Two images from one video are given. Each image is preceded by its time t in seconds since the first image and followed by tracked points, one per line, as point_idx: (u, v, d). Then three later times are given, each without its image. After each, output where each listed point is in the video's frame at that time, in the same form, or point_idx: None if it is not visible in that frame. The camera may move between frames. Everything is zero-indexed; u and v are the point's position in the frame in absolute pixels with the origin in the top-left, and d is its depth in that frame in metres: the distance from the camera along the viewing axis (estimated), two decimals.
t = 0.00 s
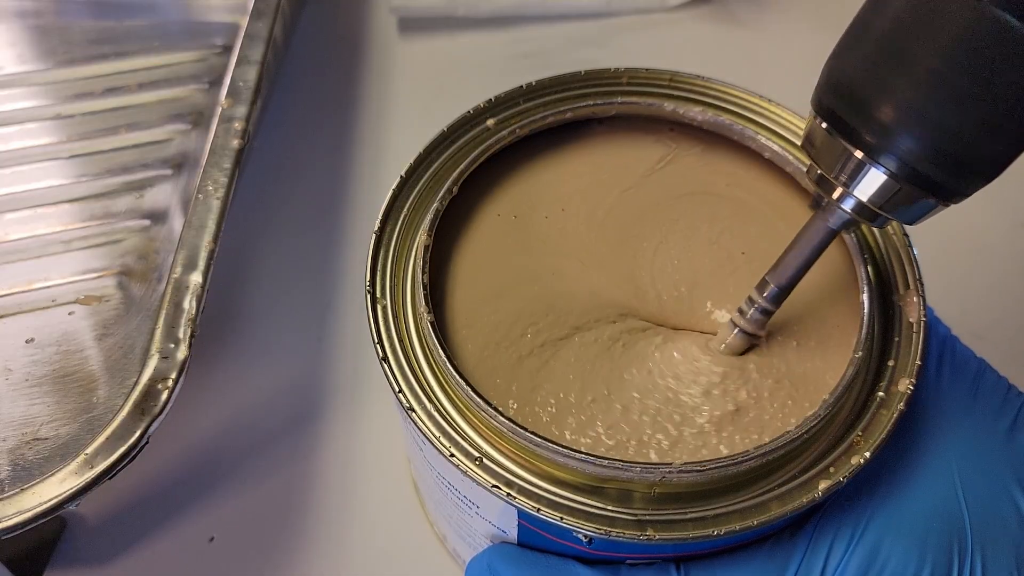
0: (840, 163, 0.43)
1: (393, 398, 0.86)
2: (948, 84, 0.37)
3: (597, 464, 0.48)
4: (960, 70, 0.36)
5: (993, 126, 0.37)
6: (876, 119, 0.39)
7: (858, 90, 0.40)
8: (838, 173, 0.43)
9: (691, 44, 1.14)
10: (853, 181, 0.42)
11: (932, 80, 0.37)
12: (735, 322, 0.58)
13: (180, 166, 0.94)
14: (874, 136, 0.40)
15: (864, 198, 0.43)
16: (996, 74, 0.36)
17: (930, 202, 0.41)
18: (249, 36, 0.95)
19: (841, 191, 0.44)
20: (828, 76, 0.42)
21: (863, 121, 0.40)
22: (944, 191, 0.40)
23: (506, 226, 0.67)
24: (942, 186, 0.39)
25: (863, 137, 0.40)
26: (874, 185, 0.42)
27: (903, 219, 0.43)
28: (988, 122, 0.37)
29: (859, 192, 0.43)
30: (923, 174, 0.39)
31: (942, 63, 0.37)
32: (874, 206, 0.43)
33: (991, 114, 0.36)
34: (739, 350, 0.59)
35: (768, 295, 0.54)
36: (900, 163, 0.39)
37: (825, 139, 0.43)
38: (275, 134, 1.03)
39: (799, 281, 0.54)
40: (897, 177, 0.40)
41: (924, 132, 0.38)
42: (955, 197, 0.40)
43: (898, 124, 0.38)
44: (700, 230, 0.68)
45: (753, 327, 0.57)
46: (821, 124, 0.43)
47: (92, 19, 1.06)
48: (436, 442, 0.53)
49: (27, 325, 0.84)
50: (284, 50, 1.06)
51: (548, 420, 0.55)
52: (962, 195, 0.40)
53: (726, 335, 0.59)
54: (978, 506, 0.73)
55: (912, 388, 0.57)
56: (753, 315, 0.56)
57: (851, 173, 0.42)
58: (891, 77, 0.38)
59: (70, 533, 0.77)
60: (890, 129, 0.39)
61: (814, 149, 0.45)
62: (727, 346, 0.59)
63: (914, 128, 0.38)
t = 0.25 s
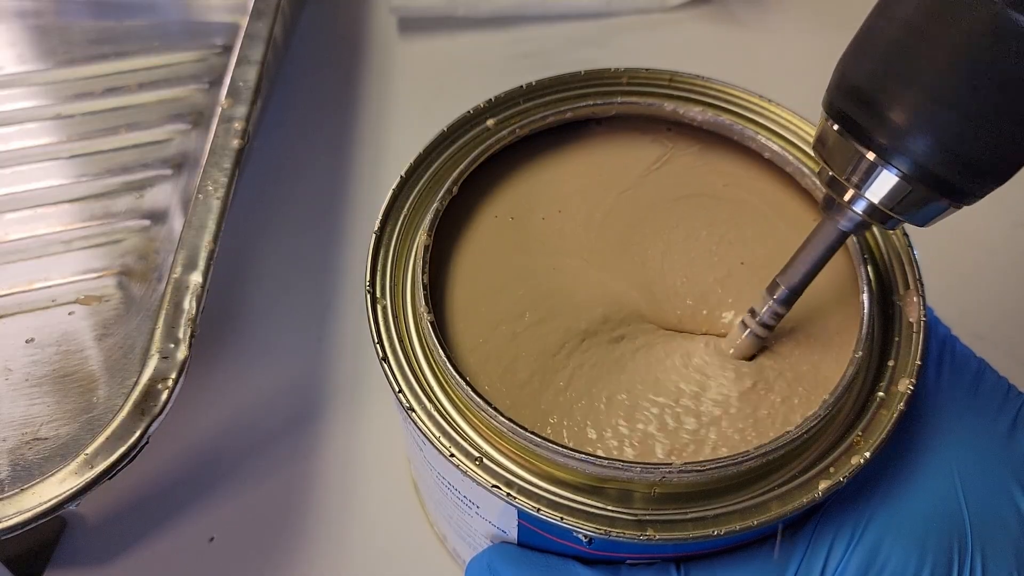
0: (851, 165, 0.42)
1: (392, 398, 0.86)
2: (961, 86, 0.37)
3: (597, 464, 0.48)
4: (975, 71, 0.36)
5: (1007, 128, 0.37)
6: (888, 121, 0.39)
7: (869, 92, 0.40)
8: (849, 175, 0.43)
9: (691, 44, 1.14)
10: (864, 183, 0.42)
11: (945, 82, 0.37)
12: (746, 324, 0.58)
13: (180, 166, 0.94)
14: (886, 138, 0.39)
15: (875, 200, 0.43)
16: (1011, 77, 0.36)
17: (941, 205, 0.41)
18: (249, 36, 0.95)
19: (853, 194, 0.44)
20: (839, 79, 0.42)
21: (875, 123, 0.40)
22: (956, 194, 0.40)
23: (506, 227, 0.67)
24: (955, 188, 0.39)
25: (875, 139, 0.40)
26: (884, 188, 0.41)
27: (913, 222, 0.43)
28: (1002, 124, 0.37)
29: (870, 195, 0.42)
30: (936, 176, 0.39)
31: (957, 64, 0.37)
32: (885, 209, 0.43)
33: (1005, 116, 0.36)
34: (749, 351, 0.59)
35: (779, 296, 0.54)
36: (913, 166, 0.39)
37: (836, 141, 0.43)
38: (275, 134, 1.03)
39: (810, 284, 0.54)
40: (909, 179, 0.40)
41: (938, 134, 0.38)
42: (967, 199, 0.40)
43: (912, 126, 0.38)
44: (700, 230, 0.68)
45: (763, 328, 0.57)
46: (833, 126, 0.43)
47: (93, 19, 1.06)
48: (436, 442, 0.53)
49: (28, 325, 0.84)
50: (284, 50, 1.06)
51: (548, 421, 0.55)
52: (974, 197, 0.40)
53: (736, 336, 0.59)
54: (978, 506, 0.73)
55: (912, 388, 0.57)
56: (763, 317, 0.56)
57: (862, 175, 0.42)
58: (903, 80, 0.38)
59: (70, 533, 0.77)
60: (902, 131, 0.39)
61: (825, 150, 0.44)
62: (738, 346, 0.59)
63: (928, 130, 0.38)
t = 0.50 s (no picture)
0: (862, 166, 0.42)
1: (392, 398, 0.86)
2: (973, 87, 0.36)
3: (597, 464, 0.48)
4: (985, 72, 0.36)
5: (1019, 129, 0.37)
6: (899, 122, 0.39)
7: (881, 94, 0.40)
8: (860, 176, 0.43)
9: (691, 44, 1.14)
10: (874, 184, 0.42)
11: (957, 83, 0.37)
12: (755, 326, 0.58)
13: (180, 166, 0.94)
14: (898, 139, 0.39)
15: (885, 202, 0.43)
16: None
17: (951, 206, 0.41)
18: (249, 36, 0.95)
19: (863, 195, 0.44)
20: (850, 81, 0.42)
21: (886, 124, 0.40)
22: (967, 196, 0.40)
23: (506, 226, 0.67)
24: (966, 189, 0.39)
25: (886, 140, 0.40)
26: (894, 189, 0.41)
27: (924, 224, 0.43)
28: (1014, 125, 0.36)
29: (880, 195, 0.42)
30: (947, 177, 0.39)
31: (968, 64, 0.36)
32: (895, 209, 0.43)
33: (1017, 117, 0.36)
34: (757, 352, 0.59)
35: (788, 298, 0.54)
36: (924, 167, 0.39)
37: (847, 143, 0.43)
38: (274, 134, 1.03)
39: (819, 285, 0.54)
40: (920, 180, 0.40)
41: (950, 135, 0.38)
42: (979, 201, 0.40)
43: (923, 127, 0.38)
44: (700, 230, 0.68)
45: (772, 329, 0.57)
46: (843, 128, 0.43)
47: (92, 19, 1.06)
48: (436, 442, 0.53)
49: (28, 325, 0.84)
50: (284, 51, 1.06)
51: (547, 421, 0.55)
52: (986, 198, 0.40)
53: (746, 338, 0.59)
54: (978, 506, 0.73)
55: (912, 388, 0.57)
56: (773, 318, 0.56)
57: (872, 176, 0.42)
58: (915, 81, 0.38)
59: (70, 532, 0.77)
60: (914, 133, 0.39)
61: (836, 153, 0.44)
62: (746, 347, 0.59)
63: (939, 131, 0.38)
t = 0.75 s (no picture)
0: (866, 166, 0.43)
1: (392, 398, 0.86)
2: (977, 87, 0.36)
3: (597, 464, 0.48)
4: (989, 73, 0.36)
5: None
6: (904, 121, 0.39)
7: (885, 93, 0.40)
8: (865, 175, 0.43)
9: (691, 44, 1.14)
10: (878, 182, 0.42)
11: (961, 83, 0.37)
12: (760, 325, 0.58)
13: (180, 166, 0.94)
14: (903, 138, 0.40)
15: (890, 200, 0.43)
16: None
17: (955, 204, 0.41)
18: (249, 36, 0.95)
19: (868, 194, 0.44)
20: (855, 79, 0.42)
21: (891, 123, 0.40)
22: (971, 193, 0.40)
23: (505, 226, 0.67)
24: (971, 187, 0.39)
25: (890, 138, 0.40)
26: (899, 188, 0.42)
27: (929, 221, 0.43)
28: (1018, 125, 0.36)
29: (885, 194, 0.43)
30: (953, 176, 0.39)
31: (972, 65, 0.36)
32: (900, 208, 0.43)
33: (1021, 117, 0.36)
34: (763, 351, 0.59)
35: (792, 297, 0.54)
36: (929, 166, 0.39)
37: (851, 141, 0.43)
38: (274, 134, 1.03)
39: (823, 284, 0.53)
40: (925, 179, 0.40)
41: (954, 135, 0.38)
42: (984, 198, 0.40)
43: (928, 126, 0.38)
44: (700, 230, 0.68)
45: (776, 328, 0.56)
46: (847, 126, 0.43)
47: (92, 19, 1.06)
48: (436, 442, 0.53)
49: (27, 325, 0.84)
50: (284, 51, 1.06)
51: (547, 421, 0.55)
52: (992, 195, 0.40)
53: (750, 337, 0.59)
54: (978, 506, 0.73)
55: (912, 388, 0.57)
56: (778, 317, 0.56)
57: (877, 174, 0.42)
58: (920, 80, 0.38)
59: (70, 532, 0.77)
60: (919, 131, 0.39)
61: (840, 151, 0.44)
62: (752, 345, 0.59)
63: (944, 130, 0.38)
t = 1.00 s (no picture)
0: (882, 159, 0.43)
1: (392, 398, 0.86)
2: (993, 79, 0.36)
3: (597, 464, 0.48)
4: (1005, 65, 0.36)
5: None
6: (920, 115, 0.39)
7: (897, 88, 0.40)
8: (880, 168, 0.43)
9: (691, 44, 1.14)
10: (894, 176, 0.42)
11: (976, 75, 0.37)
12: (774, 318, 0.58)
13: (180, 166, 0.94)
14: (918, 131, 0.40)
15: (905, 193, 0.43)
16: None
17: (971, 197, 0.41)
18: (249, 36, 0.95)
19: (883, 187, 0.44)
20: (870, 73, 0.42)
21: (906, 117, 0.40)
22: (988, 186, 0.40)
23: (506, 225, 0.67)
24: (987, 181, 0.39)
25: (906, 132, 0.40)
26: (915, 180, 0.41)
27: (944, 215, 0.43)
28: None
29: (900, 187, 0.42)
30: (969, 169, 0.39)
31: (987, 58, 0.36)
32: (916, 201, 0.42)
33: None
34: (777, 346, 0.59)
35: (807, 291, 0.54)
36: (944, 159, 0.39)
37: (868, 134, 0.43)
38: (274, 134, 1.03)
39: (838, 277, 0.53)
40: (940, 173, 0.40)
41: (970, 128, 0.38)
42: (1000, 191, 0.40)
43: (943, 120, 0.38)
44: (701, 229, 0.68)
45: (790, 322, 0.57)
46: (863, 120, 0.43)
47: (93, 19, 1.06)
48: (436, 442, 0.53)
49: (27, 325, 0.84)
50: (284, 51, 1.06)
51: (547, 421, 0.55)
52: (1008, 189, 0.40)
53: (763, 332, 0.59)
54: (977, 506, 0.73)
55: (912, 388, 0.57)
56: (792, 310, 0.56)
57: (892, 168, 0.42)
58: (935, 73, 0.38)
59: (70, 532, 0.77)
60: (934, 125, 0.39)
61: (856, 145, 0.44)
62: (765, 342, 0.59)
63: (960, 123, 0.38)
